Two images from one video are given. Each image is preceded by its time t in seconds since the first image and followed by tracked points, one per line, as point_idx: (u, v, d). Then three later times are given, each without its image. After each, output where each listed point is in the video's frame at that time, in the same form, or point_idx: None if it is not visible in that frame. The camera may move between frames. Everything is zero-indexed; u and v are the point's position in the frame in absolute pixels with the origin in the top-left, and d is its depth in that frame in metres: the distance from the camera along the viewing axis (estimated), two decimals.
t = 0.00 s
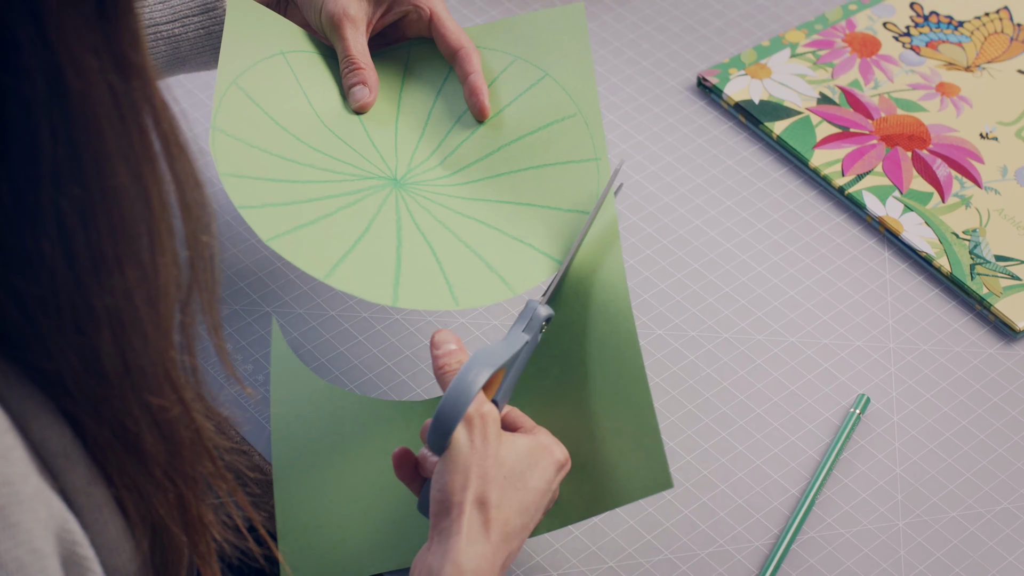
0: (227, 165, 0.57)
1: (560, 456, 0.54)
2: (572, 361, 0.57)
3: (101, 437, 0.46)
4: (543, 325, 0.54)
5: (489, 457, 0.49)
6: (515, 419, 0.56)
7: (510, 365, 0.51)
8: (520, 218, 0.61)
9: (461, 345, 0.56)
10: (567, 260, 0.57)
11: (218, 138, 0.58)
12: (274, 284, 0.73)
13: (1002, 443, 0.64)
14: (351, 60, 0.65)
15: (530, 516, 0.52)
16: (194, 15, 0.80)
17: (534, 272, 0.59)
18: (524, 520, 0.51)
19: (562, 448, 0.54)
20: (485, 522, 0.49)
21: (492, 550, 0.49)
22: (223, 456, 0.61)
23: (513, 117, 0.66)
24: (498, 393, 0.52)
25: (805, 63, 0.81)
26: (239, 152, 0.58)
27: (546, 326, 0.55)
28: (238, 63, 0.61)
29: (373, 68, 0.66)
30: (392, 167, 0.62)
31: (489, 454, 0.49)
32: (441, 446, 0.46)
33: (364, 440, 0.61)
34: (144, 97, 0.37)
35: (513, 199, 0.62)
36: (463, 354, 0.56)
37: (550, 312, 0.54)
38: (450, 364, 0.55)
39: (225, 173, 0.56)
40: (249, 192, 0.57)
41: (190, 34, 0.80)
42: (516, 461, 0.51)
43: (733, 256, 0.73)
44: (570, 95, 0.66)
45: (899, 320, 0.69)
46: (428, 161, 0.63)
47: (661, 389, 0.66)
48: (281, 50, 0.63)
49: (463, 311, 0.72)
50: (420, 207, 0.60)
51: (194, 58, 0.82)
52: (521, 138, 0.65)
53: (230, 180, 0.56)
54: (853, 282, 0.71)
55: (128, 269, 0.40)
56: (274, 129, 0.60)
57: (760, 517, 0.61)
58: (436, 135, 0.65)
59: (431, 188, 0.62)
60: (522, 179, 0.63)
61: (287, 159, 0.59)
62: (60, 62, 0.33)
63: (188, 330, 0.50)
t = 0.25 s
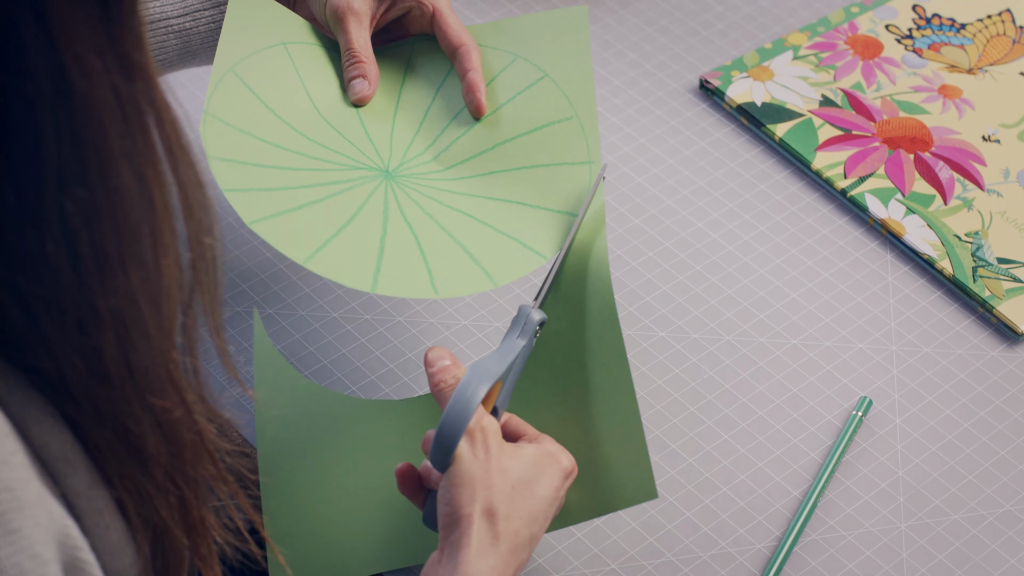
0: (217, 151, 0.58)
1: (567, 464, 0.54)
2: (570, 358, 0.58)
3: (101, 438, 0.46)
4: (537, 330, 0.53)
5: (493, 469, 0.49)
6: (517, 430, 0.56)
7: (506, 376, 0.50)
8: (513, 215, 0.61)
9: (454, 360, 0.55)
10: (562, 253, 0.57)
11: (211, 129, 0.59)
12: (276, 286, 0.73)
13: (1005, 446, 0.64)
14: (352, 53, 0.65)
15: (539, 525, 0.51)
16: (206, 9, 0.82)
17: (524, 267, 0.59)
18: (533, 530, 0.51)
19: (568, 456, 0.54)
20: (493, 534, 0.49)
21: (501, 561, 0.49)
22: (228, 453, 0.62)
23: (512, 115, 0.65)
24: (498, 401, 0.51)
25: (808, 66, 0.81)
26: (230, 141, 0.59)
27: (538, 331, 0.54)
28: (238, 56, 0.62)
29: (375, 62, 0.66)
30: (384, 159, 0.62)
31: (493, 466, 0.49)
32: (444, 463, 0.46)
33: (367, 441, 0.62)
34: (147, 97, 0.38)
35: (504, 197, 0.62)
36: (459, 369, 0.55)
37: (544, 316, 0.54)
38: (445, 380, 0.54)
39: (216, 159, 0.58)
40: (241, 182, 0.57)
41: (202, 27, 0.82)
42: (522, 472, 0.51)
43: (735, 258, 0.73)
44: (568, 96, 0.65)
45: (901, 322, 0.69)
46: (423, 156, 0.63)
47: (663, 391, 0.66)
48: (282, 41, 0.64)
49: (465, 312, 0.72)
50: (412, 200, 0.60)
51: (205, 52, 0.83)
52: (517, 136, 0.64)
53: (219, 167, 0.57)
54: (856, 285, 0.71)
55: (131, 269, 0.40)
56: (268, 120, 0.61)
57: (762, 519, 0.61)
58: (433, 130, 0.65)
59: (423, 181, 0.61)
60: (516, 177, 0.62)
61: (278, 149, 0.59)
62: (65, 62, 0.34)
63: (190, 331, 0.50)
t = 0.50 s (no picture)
0: (216, 138, 0.60)
1: (574, 474, 0.54)
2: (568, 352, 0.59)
3: (108, 443, 0.46)
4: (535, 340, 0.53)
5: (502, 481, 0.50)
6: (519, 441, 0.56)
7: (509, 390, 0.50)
8: (506, 218, 0.61)
9: (453, 376, 0.55)
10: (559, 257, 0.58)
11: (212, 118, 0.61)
12: (282, 290, 0.73)
13: (1010, 451, 0.64)
14: (364, 49, 0.65)
15: (550, 536, 0.52)
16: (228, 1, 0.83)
17: (515, 267, 0.58)
18: (545, 540, 0.52)
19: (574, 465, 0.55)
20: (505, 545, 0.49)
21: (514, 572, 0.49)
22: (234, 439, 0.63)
23: (516, 120, 0.65)
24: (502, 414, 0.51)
25: (813, 71, 0.81)
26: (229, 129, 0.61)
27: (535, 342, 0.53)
28: (250, 48, 0.64)
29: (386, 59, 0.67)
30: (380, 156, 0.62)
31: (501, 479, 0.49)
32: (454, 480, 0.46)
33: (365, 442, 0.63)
34: (153, 97, 0.37)
35: (499, 201, 0.62)
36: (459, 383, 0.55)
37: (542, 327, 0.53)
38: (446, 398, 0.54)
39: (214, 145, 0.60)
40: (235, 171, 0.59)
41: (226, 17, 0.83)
42: (531, 484, 0.52)
43: (740, 263, 0.73)
44: (573, 104, 0.65)
45: (906, 328, 0.69)
46: (422, 157, 0.63)
47: (668, 396, 0.66)
48: (292, 34, 0.66)
49: (470, 317, 0.72)
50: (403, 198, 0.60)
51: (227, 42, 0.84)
52: (519, 141, 0.64)
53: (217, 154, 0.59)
54: (861, 290, 0.71)
55: (139, 271, 0.40)
56: (269, 112, 0.62)
57: (767, 525, 0.61)
58: (436, 132, 0.65)
59: (418, 181, 0.61)
60: (514, 182, 0.62)
61: (274, 139, 0.61)
62: (72, 60, 0.33)
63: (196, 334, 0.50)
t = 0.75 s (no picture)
0: (261, 167, 0.65)
1: (592, 502, 0.56)
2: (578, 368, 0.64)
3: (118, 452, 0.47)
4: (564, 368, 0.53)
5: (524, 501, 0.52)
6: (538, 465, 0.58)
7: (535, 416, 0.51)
8: (545, 248, 0.62)
9: (483, 397, 0.58)
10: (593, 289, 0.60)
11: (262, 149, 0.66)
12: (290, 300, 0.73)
13: (1017, 463, 0.64)
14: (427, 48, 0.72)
15: (563, 560, 0.54)
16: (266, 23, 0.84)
17: (547, 296, 0.60)
18: (558, 563, 0.54)
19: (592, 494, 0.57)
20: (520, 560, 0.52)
21: None
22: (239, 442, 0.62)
23: (566, 162, 0.68)
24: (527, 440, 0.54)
25: (822, 83, 0.81)
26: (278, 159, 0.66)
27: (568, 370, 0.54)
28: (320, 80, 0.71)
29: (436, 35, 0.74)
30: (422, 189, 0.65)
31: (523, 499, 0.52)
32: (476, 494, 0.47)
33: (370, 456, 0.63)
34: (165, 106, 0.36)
35: (537, 230, 0.63)
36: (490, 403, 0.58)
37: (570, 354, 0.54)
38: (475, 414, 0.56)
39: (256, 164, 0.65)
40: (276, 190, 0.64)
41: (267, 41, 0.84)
42: (552, 506, 0.54)
43: (748, 274, 0.73)
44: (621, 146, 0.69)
45: (914, 340, 0.69)
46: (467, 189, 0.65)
47: (676, 407, 0.66)
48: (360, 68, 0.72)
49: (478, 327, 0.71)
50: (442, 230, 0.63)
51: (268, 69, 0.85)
52: (567, 180, 0.67)
53: (270, 185, 0.65)
54: (869, 302, 0.71)
55: (151, 279, 0.40)
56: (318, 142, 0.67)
57: (775, 536, 0.61)
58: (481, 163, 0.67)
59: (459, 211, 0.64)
60: (555, 216, 0.64)
61: (323, 170, 0.66)
62: (83, 65, 0.32)
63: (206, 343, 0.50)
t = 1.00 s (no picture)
0: (349, 279, 0.72)
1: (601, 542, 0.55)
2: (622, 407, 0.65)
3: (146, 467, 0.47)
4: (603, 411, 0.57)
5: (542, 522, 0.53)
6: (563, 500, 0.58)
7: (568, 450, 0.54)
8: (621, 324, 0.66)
9: (523, 417, 0.58)
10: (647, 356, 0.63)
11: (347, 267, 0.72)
12: (299, 315, 0.72)
13: None
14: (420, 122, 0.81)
15: None
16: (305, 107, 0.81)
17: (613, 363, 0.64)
18: None
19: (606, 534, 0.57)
20: None
21: None
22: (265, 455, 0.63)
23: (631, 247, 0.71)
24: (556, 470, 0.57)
25: (829, 99, 0.82)
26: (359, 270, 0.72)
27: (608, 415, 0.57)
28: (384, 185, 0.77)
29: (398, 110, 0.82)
30: (502, 295, 0.69)
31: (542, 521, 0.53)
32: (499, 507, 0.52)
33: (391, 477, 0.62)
34: (200, 124, 0.37)
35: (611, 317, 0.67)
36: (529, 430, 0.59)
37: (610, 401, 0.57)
38: (511, 431, 0.57)
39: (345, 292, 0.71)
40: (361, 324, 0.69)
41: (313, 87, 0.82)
42: (567, 535, 0.54)
43: (756, 291, 0.73)
44: (677, 222, 0.72)
45: (921, 356, 0.69)
46: (542, 278, 0.70)
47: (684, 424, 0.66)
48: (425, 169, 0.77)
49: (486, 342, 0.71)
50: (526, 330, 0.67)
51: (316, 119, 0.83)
52: (636, 265, 0.70)
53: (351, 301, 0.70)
54: (876, 318, 0.71)
55: (181, 298, 0.40)
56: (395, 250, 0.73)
57: (782, 553, 0.61)
58: (549, 251, 0.71)
59: (540, 302, 0.68)
60: (626, 302, 0.68)
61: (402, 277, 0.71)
62: (122, 90, 0.33)
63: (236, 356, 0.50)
